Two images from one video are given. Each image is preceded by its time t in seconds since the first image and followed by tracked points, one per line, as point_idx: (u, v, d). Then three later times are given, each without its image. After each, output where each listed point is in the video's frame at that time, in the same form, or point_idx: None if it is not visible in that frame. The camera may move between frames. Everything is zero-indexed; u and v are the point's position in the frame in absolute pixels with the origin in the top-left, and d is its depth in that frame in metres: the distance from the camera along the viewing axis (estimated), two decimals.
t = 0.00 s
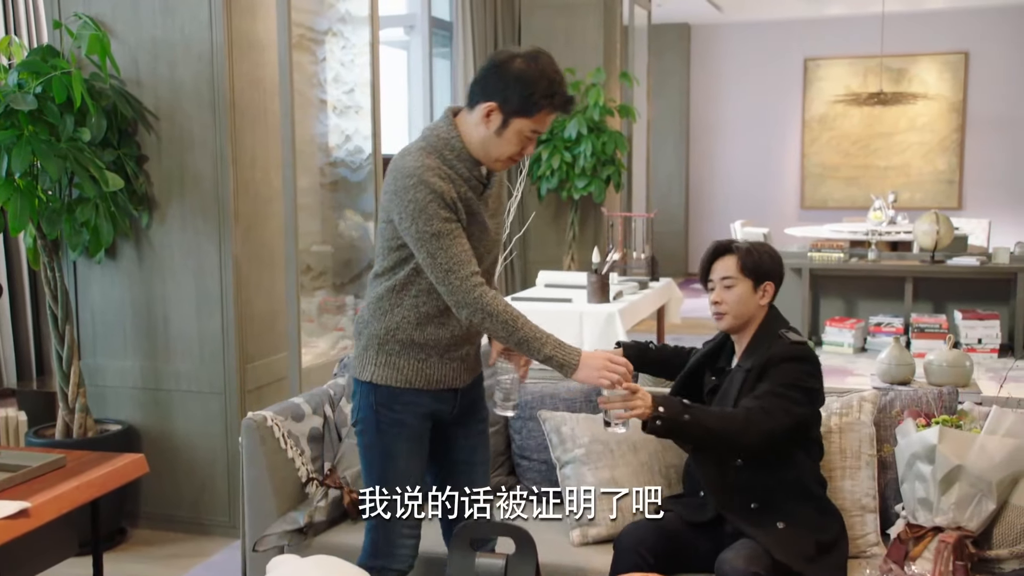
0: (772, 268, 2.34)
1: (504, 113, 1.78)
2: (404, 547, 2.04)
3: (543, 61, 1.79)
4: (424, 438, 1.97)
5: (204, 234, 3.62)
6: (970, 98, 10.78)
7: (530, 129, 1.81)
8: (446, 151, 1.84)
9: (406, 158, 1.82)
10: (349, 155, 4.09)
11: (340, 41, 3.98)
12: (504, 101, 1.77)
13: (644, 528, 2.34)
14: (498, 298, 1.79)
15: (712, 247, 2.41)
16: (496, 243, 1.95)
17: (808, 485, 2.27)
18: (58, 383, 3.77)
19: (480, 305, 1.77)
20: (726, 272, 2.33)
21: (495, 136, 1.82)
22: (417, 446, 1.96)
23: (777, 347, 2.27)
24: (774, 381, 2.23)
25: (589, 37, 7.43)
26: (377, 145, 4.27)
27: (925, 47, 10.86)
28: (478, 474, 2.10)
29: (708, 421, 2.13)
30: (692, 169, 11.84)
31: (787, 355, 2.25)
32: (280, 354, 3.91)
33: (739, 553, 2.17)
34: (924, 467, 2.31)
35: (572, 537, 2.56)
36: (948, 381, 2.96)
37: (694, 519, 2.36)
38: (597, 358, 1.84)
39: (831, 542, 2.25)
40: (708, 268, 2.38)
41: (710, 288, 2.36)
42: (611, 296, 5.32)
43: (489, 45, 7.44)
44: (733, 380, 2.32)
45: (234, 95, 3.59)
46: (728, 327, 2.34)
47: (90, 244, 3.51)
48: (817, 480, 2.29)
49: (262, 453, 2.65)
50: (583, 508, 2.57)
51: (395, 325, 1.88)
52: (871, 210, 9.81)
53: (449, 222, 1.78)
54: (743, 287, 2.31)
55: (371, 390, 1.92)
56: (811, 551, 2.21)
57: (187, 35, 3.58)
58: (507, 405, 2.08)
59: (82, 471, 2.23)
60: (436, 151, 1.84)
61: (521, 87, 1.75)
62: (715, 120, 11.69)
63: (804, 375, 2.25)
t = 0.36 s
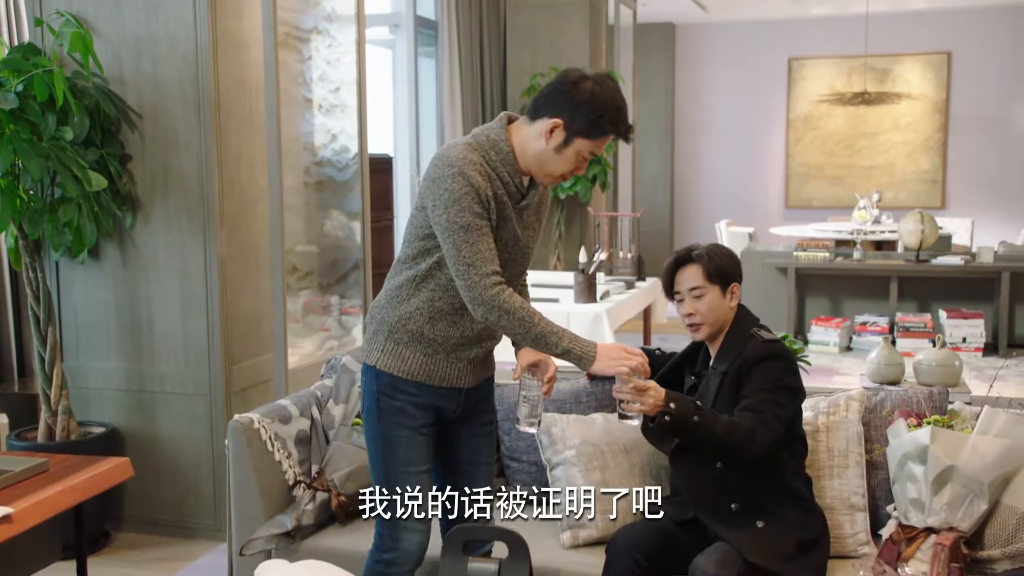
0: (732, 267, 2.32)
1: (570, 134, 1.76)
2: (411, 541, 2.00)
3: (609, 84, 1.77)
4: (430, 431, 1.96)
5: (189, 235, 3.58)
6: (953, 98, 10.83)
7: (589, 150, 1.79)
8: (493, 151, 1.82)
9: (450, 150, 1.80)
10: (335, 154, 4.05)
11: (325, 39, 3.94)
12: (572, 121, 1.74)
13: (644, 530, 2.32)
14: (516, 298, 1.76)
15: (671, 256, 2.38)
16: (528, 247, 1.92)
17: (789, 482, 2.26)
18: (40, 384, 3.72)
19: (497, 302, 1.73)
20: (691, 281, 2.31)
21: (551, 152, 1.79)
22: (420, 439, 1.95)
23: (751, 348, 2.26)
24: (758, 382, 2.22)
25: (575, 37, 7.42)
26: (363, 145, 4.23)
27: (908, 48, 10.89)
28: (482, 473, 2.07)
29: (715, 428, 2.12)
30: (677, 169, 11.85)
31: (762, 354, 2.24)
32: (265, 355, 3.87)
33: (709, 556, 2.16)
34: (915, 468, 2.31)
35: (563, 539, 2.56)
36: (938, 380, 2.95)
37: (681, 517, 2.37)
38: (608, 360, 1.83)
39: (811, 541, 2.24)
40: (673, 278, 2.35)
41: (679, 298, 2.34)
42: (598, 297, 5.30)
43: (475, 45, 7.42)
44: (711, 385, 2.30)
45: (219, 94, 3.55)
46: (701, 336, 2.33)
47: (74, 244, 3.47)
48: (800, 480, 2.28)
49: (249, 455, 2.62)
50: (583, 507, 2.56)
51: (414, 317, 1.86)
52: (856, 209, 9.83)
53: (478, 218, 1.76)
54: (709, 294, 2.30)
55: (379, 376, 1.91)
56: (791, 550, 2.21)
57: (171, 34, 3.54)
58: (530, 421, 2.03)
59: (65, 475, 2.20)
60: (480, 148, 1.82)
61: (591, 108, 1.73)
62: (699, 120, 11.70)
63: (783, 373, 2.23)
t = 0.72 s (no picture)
0: (736, 268, 2.31)
1: (569, 150, 1.70)
2: (382, 538, 1.95)
3: (610, 100, 1.70)
4: (414, 430, 1.93)
5: (173, 233, 3.54)
6: (936, 95, 10.87)
7: (585, 164, 1.73)
8: (480, 158, 1.76)
9: (436, 153, 1.75)
10: (321, 151, 4.01)
11: (311, 34, 3.89)
12: (570, 137, 1.68)
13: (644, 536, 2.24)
14: (462, 316, 1.71)
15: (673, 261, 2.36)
16: (517, 259, 1.85)
17: (791, 483, 2.29)
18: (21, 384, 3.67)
19: (440, 318, 1.70)
20: (697, 283, 2.30)
21: (546, 168, 1.73)
22: (406, 436, 1.92)
23: (765, 346, 2.26)
24: (769, 385, 2.23)
25: (561, 34, 7.40)
26: (349, 141, 4.19)
27: (892, 45, 10.93)
28: (473, 472, 2.02)
29: (728, 446, 2.14)
30: (661, 166, 11.85)
31: (775, 354, 2.25)
32: (252, 354, 3.84)
33: (688, 534, 2.18)
34: (909, 466, 2.30)
35: (554, 539, 2.54)
36: (928, 377, 2.95)
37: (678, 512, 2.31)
38: (552, 391, 1.75)
39: (803, 538, 2.25)
40: (678, 283, 2.33)
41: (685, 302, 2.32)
42: (585, 293, 5.30)
43: (460, 43, 7.40)
44: (719, 381, 2.29)
45: (203, 90, 3.51)
46: (709, 336, 2.32)
47: (55, 242, 3.42)
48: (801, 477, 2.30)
49: (235, 455, 2.58)
50: (583, 507, 2.53)
51: (387, 317, 1.85)
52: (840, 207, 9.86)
53: (444, 229, 1.71)
54: (716, 295, 2.29)
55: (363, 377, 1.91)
56: (782, 541, 2.21)
57: (155, 28, 3.49)
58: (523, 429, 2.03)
59: (50, 476, 2.17)
60: (469, 154, 1.76)
61: (588, 126, 1.66)
62: (684, 116, 11.69)
63: (797, 371, 2.24)
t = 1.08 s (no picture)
0: (768, 271, 2.38)
1: (493, 149, 1.73)
2: (348, 536, 2.02)
3: (530, 99, 1.71)
4: (380, 431, 1.99)
5: (161, 229, 3.50)
6: (923, 90, 10.90)
7: (513, 161, 1.76)
8: (408, 163, 1.81)
9: (370, 161, 1.81)
10: (310, 146, 3.97)
11: (300, 28, 3.85)
12: (489, 139, 1.71)
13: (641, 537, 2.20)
14: (375, 321, 1.81)
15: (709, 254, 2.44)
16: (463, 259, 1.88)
17: (799, 481, 2.32)
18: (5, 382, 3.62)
19: (354, 323, 1.80)
20: (726, 277, 2.37)
21: (476, 167, 1.77)
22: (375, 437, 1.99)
23: (787, 350, 2.30)
24: (780, 388, 2.27)
25: (549, 28, 7.36)
26: (339, 137, 4.15)
27: (879, 40, 10.95)
28: (453, 468, 2.02)
29: (729, 456, 2.19)
30: (649, 161, 11.83)
31: (794, 359, 2.29)
32: (241, 351, 3.80)
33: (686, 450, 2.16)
34: (909, 464, 2.29)
35: (549, 538, 2.51)
36: (924, 374, 2.94)
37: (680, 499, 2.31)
38: (460, 392, 1.82)
39: (810, 527, 2.28)
40: (707, 271, 2.42)
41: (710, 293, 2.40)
42: (575, 289, 5.28)
43: (447, 38, 7.34)
44: (734, 380, 2.33)
45: (191, 85, 3.47)
46: (725, 330, 2.38)
47: (41, 238, 3.37)
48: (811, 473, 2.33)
49: (226, 455, 2.54)
50: (579, 506, 2.52)
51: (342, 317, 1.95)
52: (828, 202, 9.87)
53: (366, 238, 1.79)
54: (742, 291, 2.35)
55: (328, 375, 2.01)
56: (784, 520, 2.23)
57: (141, 21, 3.44)
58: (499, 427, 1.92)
59: (38, 476, 2.14)
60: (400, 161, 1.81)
61: (504, 128, 1.69)
62: (672, 112, 11.68)
63: (811, 376, 2.29)
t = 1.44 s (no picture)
0: (780, 271, 2.35)
1: (380, 151, 1.75)
2: (323, 531, 2.04)
3: (403, 96, 1.72)
4: (347, 424, 2.00)
5: (147, 222, 3.44)
6: (909, 83, 10.91)
7: (406, 158, 1.76)
8: (316, 179, 1.86)
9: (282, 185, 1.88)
10: (299, 138, 3.92)
11: (288, 18, 3.79)
12: (372, 142, 1.73)
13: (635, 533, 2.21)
14: (312, 335, 1.89)
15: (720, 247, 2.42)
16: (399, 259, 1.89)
17: (803, 483, 2.32)
18: None
19: (293, 340, 1.89)
20: (736, 272, 2.35)
21: (376, 172, 1.79)
22: (342, 430, 2.01)
23: (795, 352, 2.28)
24: (789, 389, 2.26)
25: (537, 19, 7.32)
26: (328, 129, 4.11)
27: (866, 33, 10.96)
28: (427, 461, 1.99)
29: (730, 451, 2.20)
30: (636, 154, 11.79)
31: (802, 362, 2.27)
32: (229, 346, 3.75)
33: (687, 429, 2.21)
34: (909, 459, 2.27)
35: (545, 535, 2.48)
36: (920, 367, 2.92)
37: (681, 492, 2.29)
38: (400, 382, 1.84)
39: (811, 521, 2.27)
40: (717, 265, 2.40)
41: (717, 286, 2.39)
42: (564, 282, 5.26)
43: (434, 30, 7.29)
44: (741, 379, 2.30)
45: (178, 75, 3.41)
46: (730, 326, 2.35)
47: (25, 231, 3.31)
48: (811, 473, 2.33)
49: (216, 452, 2.50)
50: (574, 502, 2.49)
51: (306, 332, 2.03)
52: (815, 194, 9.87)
53: (290, 258, 1.86)
54: (751, 288, 2.33)
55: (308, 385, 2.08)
56: (784, 509, 2.21)
57: (127, 10, 3.39)
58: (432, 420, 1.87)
59: (24, 476, 2.09)
60: (308, 180, 1.86)
61: (381, 129, 1.71)
62: (659, 104, 11.65)
63: (819, 381, 2.27)
